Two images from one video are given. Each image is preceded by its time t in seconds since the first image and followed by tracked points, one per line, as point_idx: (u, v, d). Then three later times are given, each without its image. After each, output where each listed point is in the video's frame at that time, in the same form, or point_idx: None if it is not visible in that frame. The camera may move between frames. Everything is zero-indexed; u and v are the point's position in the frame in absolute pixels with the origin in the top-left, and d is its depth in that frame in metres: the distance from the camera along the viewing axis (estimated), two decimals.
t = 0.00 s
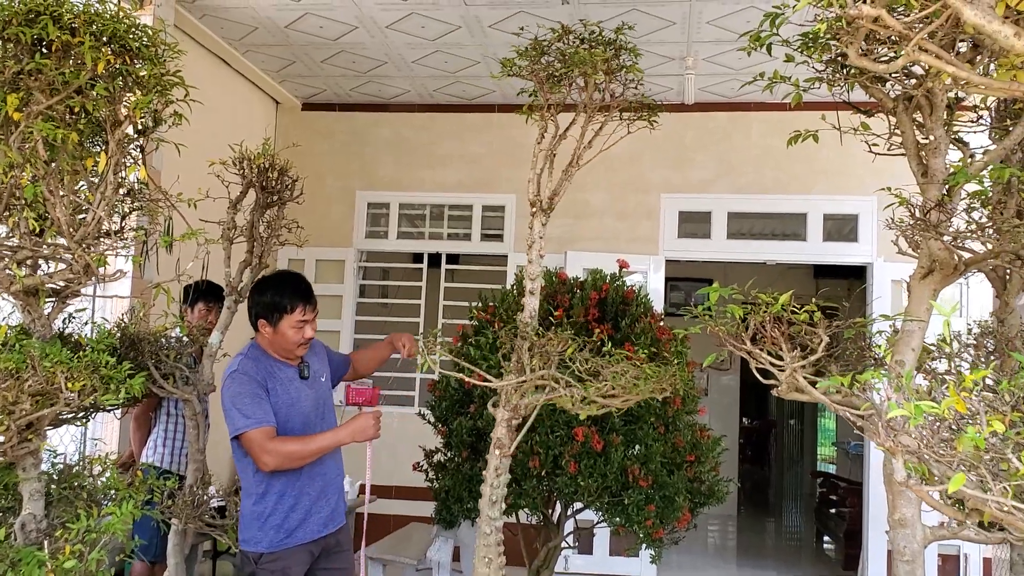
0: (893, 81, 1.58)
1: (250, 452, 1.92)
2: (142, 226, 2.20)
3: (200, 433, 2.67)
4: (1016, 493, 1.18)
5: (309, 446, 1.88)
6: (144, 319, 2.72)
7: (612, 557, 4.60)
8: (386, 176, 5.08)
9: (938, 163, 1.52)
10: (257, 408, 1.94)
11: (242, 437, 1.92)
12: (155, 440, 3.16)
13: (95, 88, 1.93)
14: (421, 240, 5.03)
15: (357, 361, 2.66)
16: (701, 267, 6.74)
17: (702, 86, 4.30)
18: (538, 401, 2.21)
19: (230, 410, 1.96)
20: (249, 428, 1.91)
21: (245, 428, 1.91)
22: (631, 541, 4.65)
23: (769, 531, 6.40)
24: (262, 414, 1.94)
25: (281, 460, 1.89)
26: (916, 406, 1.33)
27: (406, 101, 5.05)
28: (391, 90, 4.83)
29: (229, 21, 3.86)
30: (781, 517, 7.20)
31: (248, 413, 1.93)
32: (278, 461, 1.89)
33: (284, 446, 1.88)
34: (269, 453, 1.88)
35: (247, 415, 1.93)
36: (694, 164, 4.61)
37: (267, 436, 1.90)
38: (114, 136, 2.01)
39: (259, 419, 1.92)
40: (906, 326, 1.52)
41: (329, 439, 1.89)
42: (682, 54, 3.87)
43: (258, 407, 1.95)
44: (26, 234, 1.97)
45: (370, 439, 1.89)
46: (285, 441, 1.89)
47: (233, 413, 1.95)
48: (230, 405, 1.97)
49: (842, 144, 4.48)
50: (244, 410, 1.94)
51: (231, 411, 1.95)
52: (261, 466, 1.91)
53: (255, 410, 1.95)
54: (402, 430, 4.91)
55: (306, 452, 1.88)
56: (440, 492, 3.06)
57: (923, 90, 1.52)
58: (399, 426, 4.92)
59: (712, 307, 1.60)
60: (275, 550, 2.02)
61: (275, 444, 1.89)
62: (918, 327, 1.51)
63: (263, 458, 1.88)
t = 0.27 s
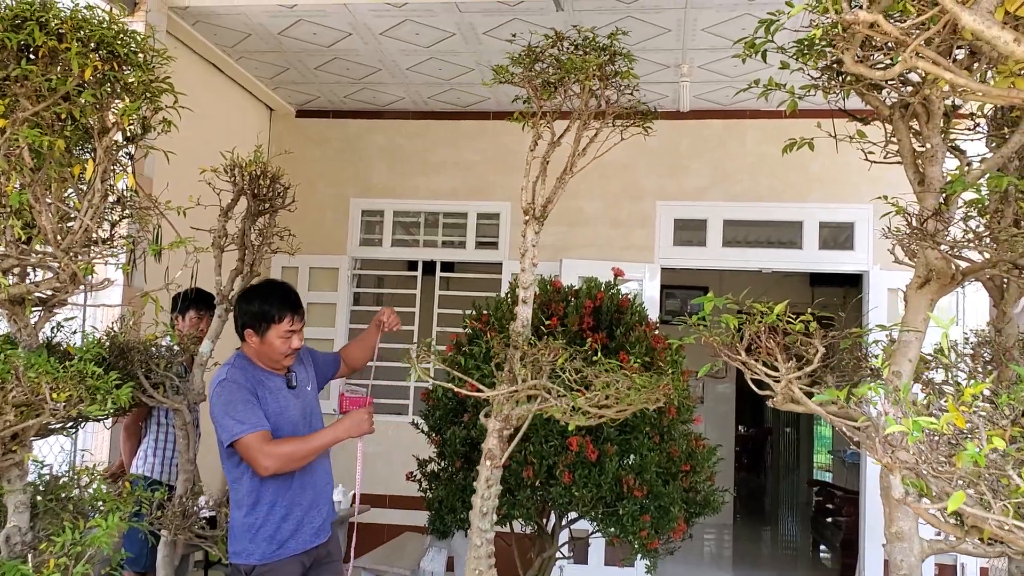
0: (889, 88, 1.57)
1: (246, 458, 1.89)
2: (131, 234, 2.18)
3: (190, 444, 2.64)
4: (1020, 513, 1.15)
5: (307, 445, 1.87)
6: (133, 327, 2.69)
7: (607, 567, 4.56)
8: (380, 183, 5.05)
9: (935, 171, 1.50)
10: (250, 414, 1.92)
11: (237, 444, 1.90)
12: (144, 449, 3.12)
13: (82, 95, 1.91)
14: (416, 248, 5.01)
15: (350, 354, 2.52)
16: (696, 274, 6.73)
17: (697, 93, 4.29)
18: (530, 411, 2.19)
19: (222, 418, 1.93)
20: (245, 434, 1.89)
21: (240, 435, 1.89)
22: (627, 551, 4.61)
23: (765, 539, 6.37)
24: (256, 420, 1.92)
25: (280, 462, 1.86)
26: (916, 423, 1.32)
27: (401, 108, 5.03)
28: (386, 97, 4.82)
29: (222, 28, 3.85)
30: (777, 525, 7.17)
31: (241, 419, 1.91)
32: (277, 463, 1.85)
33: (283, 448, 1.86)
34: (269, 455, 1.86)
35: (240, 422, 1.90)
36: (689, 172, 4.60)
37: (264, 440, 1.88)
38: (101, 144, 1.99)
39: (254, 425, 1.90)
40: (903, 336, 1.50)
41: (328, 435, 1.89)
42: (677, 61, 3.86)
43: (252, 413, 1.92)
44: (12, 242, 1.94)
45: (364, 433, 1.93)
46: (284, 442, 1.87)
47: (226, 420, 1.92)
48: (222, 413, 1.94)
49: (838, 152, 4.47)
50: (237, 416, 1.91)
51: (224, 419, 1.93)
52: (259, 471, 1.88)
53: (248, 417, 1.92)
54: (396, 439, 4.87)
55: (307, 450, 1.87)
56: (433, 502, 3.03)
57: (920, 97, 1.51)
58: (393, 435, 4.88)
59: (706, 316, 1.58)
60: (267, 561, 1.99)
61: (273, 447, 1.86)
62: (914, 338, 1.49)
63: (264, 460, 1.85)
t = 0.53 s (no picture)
0: (884, 94, 1.56)
1: (243, 462, 1.86)
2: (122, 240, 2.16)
3: (182, 452, 2.62)
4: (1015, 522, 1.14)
5: (303, 442, 1.85)
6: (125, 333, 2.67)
7: None
8: (376, 189, 5.04)
9: (930, 177, 1.49)
10: (245, 419, 1.91)
11: (232, 448, 1.88)
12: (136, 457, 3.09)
13: (73, 100, 1.90)
14: (411, 255, 4.99)
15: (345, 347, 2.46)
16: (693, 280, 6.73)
17: (692, 100, 4.29)
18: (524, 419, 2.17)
19: (216, 423, 1.92)
20: (240, 438, 1.87)
21: (235, 439, 1.87)
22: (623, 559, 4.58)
23: (762, 547, 6.35)
24: (250, 424, 1.90)
25: (277, 465, 1.84)
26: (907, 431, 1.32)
27: (396, 115, 5.03)
28: (381, 103, 4.81)
29: (216, 33, 3.84)
30: (773, 532, 7.15)
31: (236, 424, 1.89)
32: (274, 464, 1.83)
33: (279, 448, 1.84)
34: (267, 456, 1.83)
35: (235, 426, 1.89)
36: (685, 179, 4.59)
37: (260, 442, 1.87)
38: (92, 149, 1.97)
39: (249, 429, 1.89)
40: (898, 343, 1.49)
41: (323, 430, 1.87)
42: (673, 67, 3.86)
43: (246, 418, 1.91)
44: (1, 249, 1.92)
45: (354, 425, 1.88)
46: (280, 443, 1.85)
47: (220, 425, 1.91)
48: (216, 418, 1.92)
49: (834, 158, 4.46)
50: (231, 421, 1.90)
51: (218, 424, 1.92)
52: (258, 474, 1.85)
53: (242, 422, 1.91)
54: (391, 446, 4.85)
55: (304, 448, 1.85)
56: (427, 510, 3.00)
57: (914, 103, 1.50)
58: (388, 442, 4.85)
59: (700, 323, 1.56)
60: (258, 569, 1.96)
61: (269, 448, 1.84)
62: (910, 345, 1.48)
63: (261, 461, 1.83)
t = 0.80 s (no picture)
0: (884, 96, 1.55)
1: (244, 466, 1.85)
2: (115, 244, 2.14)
3: (176, 458, 2.59)
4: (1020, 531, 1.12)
5: (310, 453, 1.84)
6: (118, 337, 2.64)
7: None
8: (373, 193, 5.03)
9: (931, 180, 1.48)
10: (245, 423, 1.89)
11: (233, 453, 1.86)
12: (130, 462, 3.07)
13: (65, 101, 1.88)
14: (408, 259, 4.97)
15: (347, 333, 2.47)
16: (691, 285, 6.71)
17: (690, 104, 4.28)
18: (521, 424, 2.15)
19: (215, 427, 1.90)
20: (241, 442, 1.85)
21: (236, 443, 1.85)
22: (620, 565, 4.55)
23: (760, 552, 6.32)
24: (250, 429, 1.89)
25: (280, 471, 1.83)
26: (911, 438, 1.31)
27: (393, 118, 5.01)
28: (378, 107, 4.80)
29: (212, 36, 3.83)
30: (771, 538, 7.12)
31: (236, 428, 1.88)
32: (277, 471, 1.82)
33: (282, 455, 1.83)
34: (269, 462, 1.82)
35: (235, 430, 1.87)
36: (683, 183, 4.58)
37: (262, 447, 1.85)
38: (85, 151, 1.95)
39: (250, 432, 1.87)
40: (898, 348, 1.47)
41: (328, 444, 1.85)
42: (671, 71, 3.85)
43: (246, 422, 1.89)
44: None
45: (365, 447, 1.89)
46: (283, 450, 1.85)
47: (219, 429, 1.89)
48: (215, 423, 1.90)
49: (832, 161, 4.45)
50: (231, 425, 1.88)
51: (217, 428, 1.89)
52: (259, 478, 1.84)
53: (242, 427, 1.89)
54: (387, 452, 4.82)
55: (308, 459, 1.84)
56: (423, 516, 2.98)
57: (915, 104, 1.48)
58: (385, 447, 4.83)
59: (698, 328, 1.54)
60: None
61: (273, 454, 1.83)
62: (911, 349, 1.46)
63: (264, 466, 1.82)
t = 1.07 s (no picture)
0: (888, 99, 1.52)
1: (261, 461, 1.81)
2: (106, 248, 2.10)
3: (168, 465, 2.55)
4: None
5: (334, 450, 1.77)
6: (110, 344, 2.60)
7: None
8: (369, 198, 4.99)
9: (937, 184, 1.45)
10: (261, 421, 1.85)
11: (249, 450, 1.82)
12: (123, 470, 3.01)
13: (55, 104, 1.85)
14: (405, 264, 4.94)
15: (366, 320, 2.39)
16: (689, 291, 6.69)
17: (688, 109, 4.26)
18: (523, 431, 2.09)
19: (229, 425, 1.86)
20: (258, 438, 1.81)
21: (253, 440, 1.81)
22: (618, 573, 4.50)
23: (758, 559, 6.27)
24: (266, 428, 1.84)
25: (302, 464, 1.77)
26: (927, 445, 1.27)
27: (390, 123, 4.99)
28: (374, 111, 4.77)
29: (207, 39, 3.80)
30: (769, 544, 7.08)
31: (251, 425, 1.84)
32: (299, 465, 1.77)
33: (305, 449, 1.77)
34: (292, 454, 1.77)
35: (251, 428, 1.83)
36: (682, 188, 4.56)
37: (282, 442, 1.80)
38: (75, 154, 1.92)
39: (268, 429, 1.83)
40: (904, 354, 1.44)
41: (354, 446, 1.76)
42: (669, 75, 3.83)
43: (262, 420, 1.86)
44: None
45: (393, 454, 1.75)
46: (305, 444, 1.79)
47: (234, 427, 1.85)
48: (229, 421, 1.86)
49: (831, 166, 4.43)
50: (246, 424, 1.84)
51: (232, 426, 1.85)
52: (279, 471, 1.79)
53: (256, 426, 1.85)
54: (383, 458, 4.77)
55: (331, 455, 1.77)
56: (419, 524, 2.93)
57: (920, 107, 1.46)
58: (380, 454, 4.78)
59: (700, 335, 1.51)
60: None
61: (295, 448, 1.78)
62: (917, 356, 1.44)
63: (286, 458, 1.77)
